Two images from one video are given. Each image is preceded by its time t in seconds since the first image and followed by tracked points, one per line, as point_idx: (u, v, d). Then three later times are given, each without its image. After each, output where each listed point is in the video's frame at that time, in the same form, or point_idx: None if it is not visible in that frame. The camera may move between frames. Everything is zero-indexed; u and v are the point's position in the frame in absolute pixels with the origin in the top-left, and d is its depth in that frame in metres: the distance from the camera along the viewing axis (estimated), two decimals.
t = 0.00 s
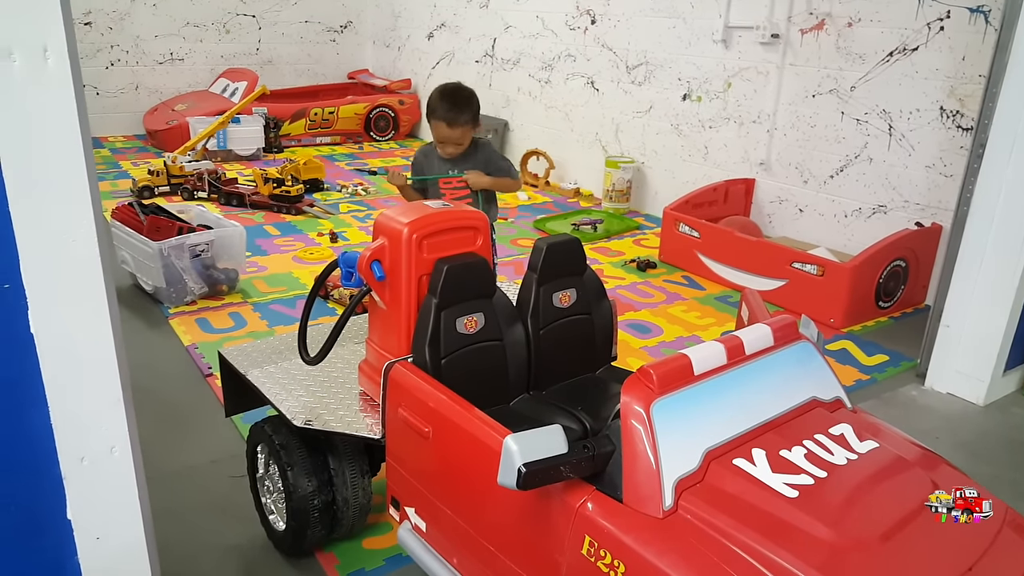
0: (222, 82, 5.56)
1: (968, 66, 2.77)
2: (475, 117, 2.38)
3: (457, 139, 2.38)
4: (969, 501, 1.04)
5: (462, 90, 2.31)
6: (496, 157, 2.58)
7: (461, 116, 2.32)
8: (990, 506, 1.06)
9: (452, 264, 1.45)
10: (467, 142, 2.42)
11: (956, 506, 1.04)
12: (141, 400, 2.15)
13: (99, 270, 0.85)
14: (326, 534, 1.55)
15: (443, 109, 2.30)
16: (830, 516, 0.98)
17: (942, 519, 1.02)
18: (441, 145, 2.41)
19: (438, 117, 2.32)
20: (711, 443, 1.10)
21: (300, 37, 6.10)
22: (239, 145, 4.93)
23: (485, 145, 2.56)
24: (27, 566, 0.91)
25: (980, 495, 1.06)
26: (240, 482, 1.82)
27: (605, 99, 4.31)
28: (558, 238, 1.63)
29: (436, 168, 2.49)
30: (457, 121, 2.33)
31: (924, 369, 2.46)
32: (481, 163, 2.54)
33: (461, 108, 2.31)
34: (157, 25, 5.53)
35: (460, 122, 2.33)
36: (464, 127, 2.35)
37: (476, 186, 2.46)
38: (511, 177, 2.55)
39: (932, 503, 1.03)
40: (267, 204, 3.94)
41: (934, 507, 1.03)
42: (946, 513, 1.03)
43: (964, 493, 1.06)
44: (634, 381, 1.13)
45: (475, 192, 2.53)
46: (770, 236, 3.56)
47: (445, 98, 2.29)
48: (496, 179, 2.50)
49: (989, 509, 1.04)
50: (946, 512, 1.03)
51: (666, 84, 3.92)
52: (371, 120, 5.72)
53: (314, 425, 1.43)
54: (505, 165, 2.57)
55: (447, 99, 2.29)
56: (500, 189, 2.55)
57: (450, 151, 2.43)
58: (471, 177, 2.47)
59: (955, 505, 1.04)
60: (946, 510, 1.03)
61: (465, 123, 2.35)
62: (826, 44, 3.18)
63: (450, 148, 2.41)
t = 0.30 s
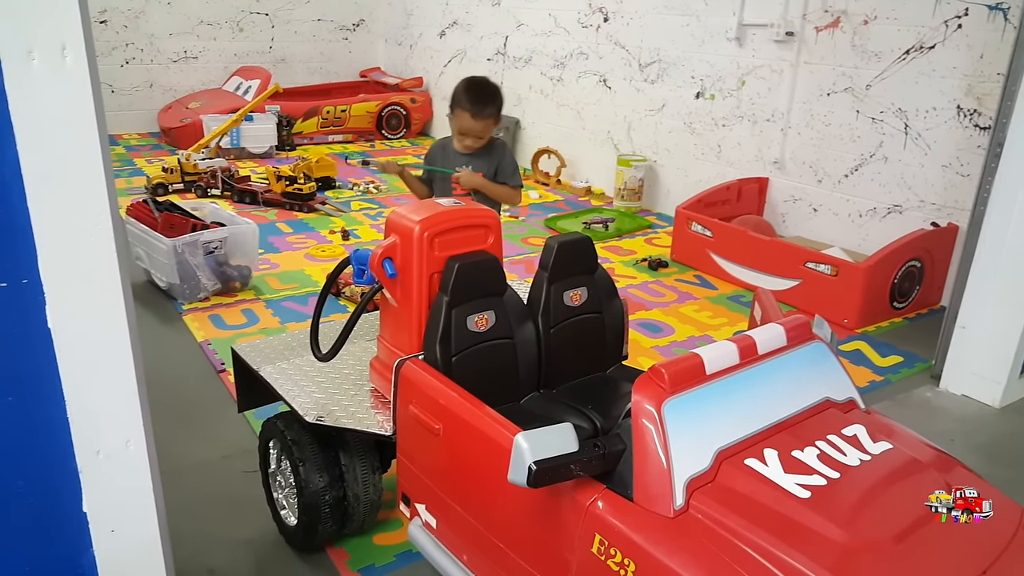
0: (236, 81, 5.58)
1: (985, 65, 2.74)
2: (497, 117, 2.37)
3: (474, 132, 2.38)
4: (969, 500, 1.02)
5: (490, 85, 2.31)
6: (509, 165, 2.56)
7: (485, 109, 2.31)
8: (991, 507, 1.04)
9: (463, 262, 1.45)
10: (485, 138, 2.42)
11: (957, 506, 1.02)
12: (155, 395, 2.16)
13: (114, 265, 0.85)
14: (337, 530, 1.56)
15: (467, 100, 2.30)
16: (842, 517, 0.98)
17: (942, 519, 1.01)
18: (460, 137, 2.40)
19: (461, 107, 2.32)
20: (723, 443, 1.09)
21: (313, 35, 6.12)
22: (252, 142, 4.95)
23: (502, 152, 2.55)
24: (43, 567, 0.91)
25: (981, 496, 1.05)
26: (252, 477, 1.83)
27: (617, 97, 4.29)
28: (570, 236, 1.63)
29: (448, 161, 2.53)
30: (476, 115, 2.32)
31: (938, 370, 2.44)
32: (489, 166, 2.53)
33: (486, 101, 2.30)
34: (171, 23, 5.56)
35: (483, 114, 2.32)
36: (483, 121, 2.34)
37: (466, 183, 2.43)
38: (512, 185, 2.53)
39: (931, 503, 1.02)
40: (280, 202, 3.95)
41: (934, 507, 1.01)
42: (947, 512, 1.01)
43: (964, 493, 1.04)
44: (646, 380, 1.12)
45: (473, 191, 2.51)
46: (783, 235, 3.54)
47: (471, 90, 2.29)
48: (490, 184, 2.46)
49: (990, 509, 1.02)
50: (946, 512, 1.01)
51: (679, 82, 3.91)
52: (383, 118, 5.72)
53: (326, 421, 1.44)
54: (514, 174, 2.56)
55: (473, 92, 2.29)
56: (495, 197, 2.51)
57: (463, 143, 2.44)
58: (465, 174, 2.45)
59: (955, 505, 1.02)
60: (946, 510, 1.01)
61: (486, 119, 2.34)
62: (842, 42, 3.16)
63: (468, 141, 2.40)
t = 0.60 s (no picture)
0: (249, 80, 5.61)
1: (1001, 62, 2.72)
2: (511, 121, 2.35)
3: (485, 131, 2.37)
4: (969, 500, 1.01)
5: (510, 85, 2.30)
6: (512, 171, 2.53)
7: (502, 108, 2.29)
8: (990, 507, 1.03)
9: (475, 260, 1.45)
10: (497, 138, 2.41)
11: (956, 505, 1.01)
12: (169, 392, 2.18)
13: (128, 263, 0.86)
14: (349, 527, 1.56)
15: (485, 98, 2.28)
16: (855, 517, 0.97)
17: (942, 519, 0.99)
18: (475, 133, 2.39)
19: (478, 105, 2.31)
20: (735, 441, 1.09)
21: (325, 33, 6.14)
22: (265, 141, 4.97)
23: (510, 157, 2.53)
24: (57, 565, 0.93)
25: (980, 496, 1.03)
26: (264, 474, 1.84)
27: (629, 95, 4.28)
28: (582, 234, 1.63)
29: (454, 157, 2.56)
30: (489, 116, 2.31)
31: (953, 369, 2.43)
32: (487, 169, 2.51)
33: (504, 101, 2.28)
34: (185, 22, 5.59)
35: (500, 113, 2.30)
36: (498, 121, 2.33)
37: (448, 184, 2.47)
38: (501, 193, 2.50)
39: (931, 503, 1.00)
40: (293, 200, 3.97)
41: (934, 507, 1.00)
42: (946, 512, 1.00)
43: (964, 492, 1.03)
44: (658, 378, 1.12)
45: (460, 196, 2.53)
46: (797, 234, 3.53)
47: (488, 90, 2.26)
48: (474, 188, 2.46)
49: (990, 510, 1.01)
50: (946, 512, 1.00)
51: (692, 80, 3.89)
52: (395, 116, 5.73)
53: (338, 418, 1.45)
54: (511, 183, 2.53)
55: (490, 91, 2.27)
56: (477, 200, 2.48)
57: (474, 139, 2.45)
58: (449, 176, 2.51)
59: (955, 505, 1.01)
60: (946, 510, 1.00)
61: (498, 121, 2.32)
62: (856, 40, 3.14)
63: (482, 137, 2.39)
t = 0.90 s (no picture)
0: (257, 85, 5.64)
1: (1010, 52, 2.69)
2: (486, 123, 2.23)
3: (461, 134, 2.24)
4: (969, 500, 0.99)
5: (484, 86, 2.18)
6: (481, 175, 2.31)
7: (476, 109, 2.17)
8: (991, 507, 1.00)
9: (485, 260, 1.45)
10: (472, 141, 2.27)
11: (956, 505, 0.98)
12: (182, 397, 2.19)
13: (139, 269, 0.86)
14: (363, 529, 1.57)
15: (459, 99, 2.16)
16: (871, 511, 0.97)
17: (942, 520, 0.97)
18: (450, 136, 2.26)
19: (453, 107, 2.18)
20: (749, 437, 1.09)
21: (332, 37, 6.16)
22: (273, 145, 4.99)
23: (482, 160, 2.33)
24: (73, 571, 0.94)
25: (979, 495, 1.01)
26: (277, 478, 1.85)
27: (636, 93, 4.28)
28: (590, 233, 1.63)
29: (427, 158, 2.35)
30: (464, 117, 2.19)
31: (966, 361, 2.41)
32: (458, 172, 2.30)
33: (478, 102, 2.16)
34: (193, 29, 5.62)
35: (474, 114, 2.18)
36: (473, 123, 2.21)
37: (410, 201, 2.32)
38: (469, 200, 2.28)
39: (931, 504, 0.98)
40: (302, 204, 3.98)
41: (934, 508, 0.98)
42: (946, 513, 0.97)
43: (964, 492, 1.00)
44: (670, 375, 1.12)
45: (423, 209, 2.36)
46: (806, 228, 3.51)
47: (463, 91, 2.15)
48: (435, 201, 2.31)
49: (990, 510, 0.98)
50: (946, 512, 0.97)
51: (699, 76, 3.88)
52: (403, 119, 5.69)
53: (351, 421, 1.45)
54: (481, 188, 2.31)
55: (464, 92, 2.15)
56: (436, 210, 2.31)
57: (449, 143, 2.30)
58: (414, 191, 2.35)
59: (955, 505, 0.98)
60: (946, 510, 0.97)
61: (472, 123, 2.20)
62: (862, 33, 3.12)
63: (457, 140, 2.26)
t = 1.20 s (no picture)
0: (252, 92, 5.64)
1: (998, 48, 2.70)
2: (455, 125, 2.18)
3: (430, 137, 2.19)
4: (969, 500, 0.98)
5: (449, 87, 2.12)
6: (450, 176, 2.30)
7: (443, 113, 2.12)
8: (991, 507, 0.99)
9: (482, 263, 1.46)
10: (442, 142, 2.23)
11: (956, 505, 0.98)
12: (181, 406, 2.19)
13: (132, 278, 0.87)
14: (365, 536, 1.57)
15: (425, 103, 2.10)
16: (871, 507, 0.97)
17: (942, 520, 0.96)
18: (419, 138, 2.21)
19: (419, 110, 2.12)
20: (748, 435, 1.09)
21: (328, 44, 6.17)
22: (270, 152, 4.99)
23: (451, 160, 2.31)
24: None
25: (979, 495, 1.00)
26: (277, 486, 1.85)
27: (631, 95, 4.28)
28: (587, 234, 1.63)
29: (395, 162, 2.34)
30: (432, 121, 2.13)
31: (962, 355, 2.41)
32: (427, 173, 2.30)
33: (444, 105, 2.10)
34: (187, 37, 5.63)
35: (441, 118, 2.13)
36: (442, 125, 2.15)
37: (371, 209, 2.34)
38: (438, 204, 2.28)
39: (931, 503, 0.98)
40: (300, 211, 3.99)
41: (934, 507, 0.97)
42: (946, 512, 0.97)
43: (964, 492, 1.00)
44: (668, 374, 1.12)
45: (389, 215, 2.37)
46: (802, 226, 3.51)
47: (429, 94, 2.09)
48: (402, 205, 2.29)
49: (990, 510, 0.98)
50: (946, 512, 0.97)
51: (693, 77, 3.89)
52: (400, 124, 5.75)
53: (350, 427, 1.46)
54: (450, 189, 2.30)
55: (430, 95, 2.09)
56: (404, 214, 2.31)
57: (418, 145, 2.28)
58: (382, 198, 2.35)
59: (955, 505, 0.98)
60: (945, 510, 0.97)
61: (440, 126, 2.14)
62: (853, 32, 3.13)
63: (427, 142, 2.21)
